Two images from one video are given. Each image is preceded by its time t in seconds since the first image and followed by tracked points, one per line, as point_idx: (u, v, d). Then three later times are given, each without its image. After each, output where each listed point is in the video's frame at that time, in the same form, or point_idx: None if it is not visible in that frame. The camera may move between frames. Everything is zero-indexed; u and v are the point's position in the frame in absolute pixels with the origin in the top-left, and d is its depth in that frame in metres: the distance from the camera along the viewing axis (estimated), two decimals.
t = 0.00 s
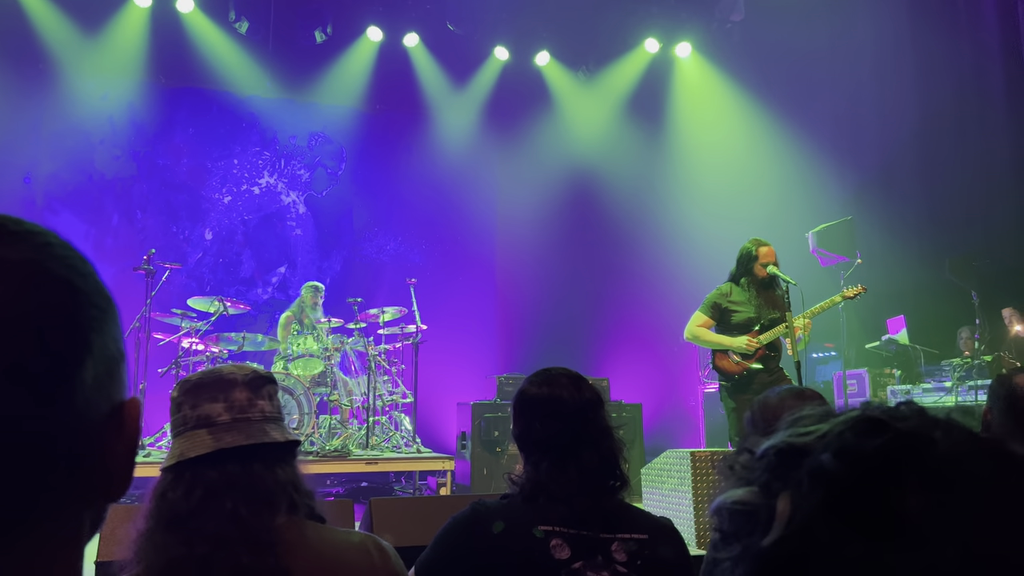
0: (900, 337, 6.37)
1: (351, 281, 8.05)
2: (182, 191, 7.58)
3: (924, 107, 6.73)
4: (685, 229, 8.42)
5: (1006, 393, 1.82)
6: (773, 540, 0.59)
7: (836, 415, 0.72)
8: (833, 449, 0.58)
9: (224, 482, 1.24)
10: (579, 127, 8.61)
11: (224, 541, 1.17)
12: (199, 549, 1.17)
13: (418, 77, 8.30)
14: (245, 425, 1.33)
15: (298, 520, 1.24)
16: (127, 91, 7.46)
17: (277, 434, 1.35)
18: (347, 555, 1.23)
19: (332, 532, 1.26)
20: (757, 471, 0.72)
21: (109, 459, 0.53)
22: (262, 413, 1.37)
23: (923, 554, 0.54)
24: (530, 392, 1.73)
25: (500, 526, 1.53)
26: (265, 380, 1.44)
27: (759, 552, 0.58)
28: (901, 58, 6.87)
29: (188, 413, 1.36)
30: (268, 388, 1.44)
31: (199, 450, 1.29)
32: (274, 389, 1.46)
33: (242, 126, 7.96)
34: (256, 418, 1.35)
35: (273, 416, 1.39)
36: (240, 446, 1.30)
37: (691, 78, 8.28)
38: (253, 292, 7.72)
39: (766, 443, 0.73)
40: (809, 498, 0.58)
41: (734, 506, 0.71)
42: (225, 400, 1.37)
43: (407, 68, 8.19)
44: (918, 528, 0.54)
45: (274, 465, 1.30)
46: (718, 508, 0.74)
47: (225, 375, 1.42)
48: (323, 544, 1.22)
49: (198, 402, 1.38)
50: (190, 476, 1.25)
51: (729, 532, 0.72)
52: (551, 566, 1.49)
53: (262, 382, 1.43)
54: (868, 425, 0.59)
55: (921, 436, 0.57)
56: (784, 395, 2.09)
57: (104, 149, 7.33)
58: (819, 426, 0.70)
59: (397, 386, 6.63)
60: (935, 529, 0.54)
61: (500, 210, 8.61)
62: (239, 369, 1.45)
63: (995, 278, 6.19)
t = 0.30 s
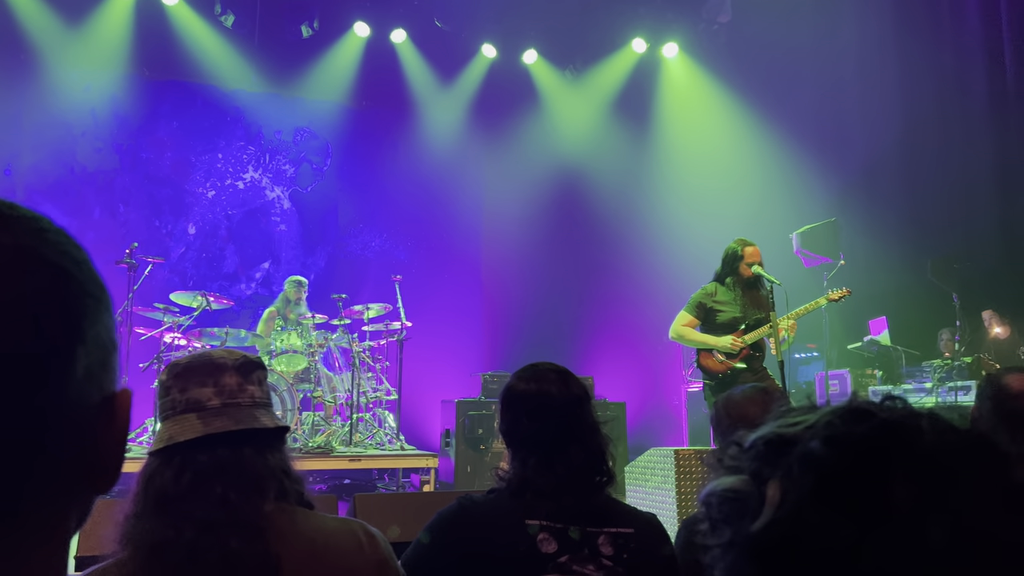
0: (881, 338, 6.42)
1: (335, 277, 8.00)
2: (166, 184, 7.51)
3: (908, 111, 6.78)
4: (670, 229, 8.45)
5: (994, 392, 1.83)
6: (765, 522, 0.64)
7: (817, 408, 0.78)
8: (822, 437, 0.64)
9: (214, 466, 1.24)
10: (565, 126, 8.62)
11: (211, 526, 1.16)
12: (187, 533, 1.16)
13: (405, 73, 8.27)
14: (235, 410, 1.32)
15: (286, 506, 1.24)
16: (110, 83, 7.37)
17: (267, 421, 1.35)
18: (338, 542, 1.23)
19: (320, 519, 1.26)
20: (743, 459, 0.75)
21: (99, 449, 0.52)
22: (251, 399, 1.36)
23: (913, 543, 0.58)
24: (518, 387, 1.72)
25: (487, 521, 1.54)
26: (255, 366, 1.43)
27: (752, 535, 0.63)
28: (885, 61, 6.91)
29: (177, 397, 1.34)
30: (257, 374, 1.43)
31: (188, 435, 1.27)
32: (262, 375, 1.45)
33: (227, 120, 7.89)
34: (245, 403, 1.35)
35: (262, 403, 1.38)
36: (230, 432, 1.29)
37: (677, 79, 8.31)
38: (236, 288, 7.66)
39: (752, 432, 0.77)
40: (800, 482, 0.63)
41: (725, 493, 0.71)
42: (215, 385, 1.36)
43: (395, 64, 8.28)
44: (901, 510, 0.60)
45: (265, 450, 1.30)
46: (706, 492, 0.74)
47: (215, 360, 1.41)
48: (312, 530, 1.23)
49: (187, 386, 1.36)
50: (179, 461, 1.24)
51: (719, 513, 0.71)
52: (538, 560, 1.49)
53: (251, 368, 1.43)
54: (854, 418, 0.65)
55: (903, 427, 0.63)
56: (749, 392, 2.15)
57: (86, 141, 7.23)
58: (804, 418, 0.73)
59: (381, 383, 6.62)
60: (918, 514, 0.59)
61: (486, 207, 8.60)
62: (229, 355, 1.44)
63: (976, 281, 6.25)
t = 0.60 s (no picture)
0: (858, 334, 6.48)
1: (315, 269, 7.94)
2: (143, 173, 7.40)
3: (888, 109, 6.83)
4: (650, 223, 8.49)
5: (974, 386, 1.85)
6: (759, 503, 0.64)
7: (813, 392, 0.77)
8: (818, 418, 0.64)
9: (214, 450, 1.23)
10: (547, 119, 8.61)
11: (206, 508, 1.15)
12: (183, 519, 1.14)
13: (386, 64, 8.20)
14: (238, 396, 1.34)
15: (284, 495, 1.24)
16: (86, 70, 7.23)
17: (268, 408, 1.36)
18: (335, 532, 1.23)
19: (319, 509, 1.26)
20: (739, 443, 0.74)
21: (93, 426, 0.50)
22: (254, 386, 1.37)
23: (905, 519, 0.58)
24: (502, 377, 1.71)
25: (472, 508, 1.53)
26: (257, 355, 1.45)
27: (747, 514, 0.64)
28: (866, 59, 6.96)
29: (181, 380, 1.36)
30: (261, 363, 1.45)
31: (188, 420, 1.27)
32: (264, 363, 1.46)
33: (205, 109, 7.78)
34: (248, 390, 1.36)
35: (265, 391, 1.40)
36: (231, 417, 1.29)
37: (659, 74, 8.32)
38: (214, 279, 7.58)
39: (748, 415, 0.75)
40: (795, 463, 0.63)
41: (720, 474, 0.73)
42: (218, 371, 1.37)
43: (376, 54, 8.20)
44: (895, 489, 0.59)
45: (264, 439, 1.30)
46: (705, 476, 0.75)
47: (218, 346, 1.42)
48: (308, 519, 1.22)
49: (190, 370, 1.37)
50: (178, 445, 1.23)
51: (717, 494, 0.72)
52: (522, 550, 1.49)
53: (256, 357, 1.44)
54: (850, 399, 0.65)
55: (897, 407, 0.63)
56: (720, 385, 2.15)
57: (60, 128, 7.09)
58: (799, 402, 0.73)
59: (360, 375, 6.60)
60: (912, 493, 0.59)
61: (467, 200, 8.58)
62: (234, 342, 1.46)
63: (952, 278, 6.32)
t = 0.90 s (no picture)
0: (832, 323, 6.55)
1: (290, 258, 7.86)
2: (113, 161, 7.27)
3: (862, 100, 6.89)
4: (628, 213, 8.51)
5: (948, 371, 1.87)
6: (742, 481, 0.63)
7: (792, 371, 0.77)
8: (799, 398, 0.63)
9: (205, 446, 1.20)
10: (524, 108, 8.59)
11: (195, 500, 1.13)
12: (170, 510, 1.12)
13: (362, 51, 8.12)
14: (231, 392, 1.30)
15: (275, 489, 1.22)
16: (55, 55, 7.08)
17: (262, 404, 1.33)
18: (326, 530, 1.20)
19: (311, 506, 1.24)
20: (719, 425, 0.73)
21: (68, 410, 0.48)
22: (248, 381, 1.34)
23: (889, 495, 0.59)
24: (483, 363, 1.70)
25: (451, 496, 1.52)
26: (253, 349, 1.42)
27: (730, 493, 0.63)
28: (841, 50, 7.01)
29: (174, 375, 1.33)
30: (257, 357, 1.41)
31: (180, 414, 1.24)
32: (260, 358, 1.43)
33: (178, 96, 7.66)
34: (242, 385, 1.33)
35: (260, 386, 1.36)
36: (224, 412, 1.26)
37: (636, 64, 8.33)
38: (187, 268, 7.47)
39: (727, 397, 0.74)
40: (777, 441, 0.62)
41: (704, 456, 0.71)
42: (212, 366, 1.34)
43: (352, 41, 8.07)
44: (877, 467, 0.60)
45: (256, 433, 1.27)
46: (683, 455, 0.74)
47: (212, 342, 1.39)
48: (299, 516, 1.20)
49: (184, 365, 1.34)
50: (168, 438, 1.22)
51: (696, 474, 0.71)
52: (506, 534, 1.50)
53: (252, 352, 1.41)
54: (830, 379, 0.65)
55: (876, 387, 0.63)
56: (703, 372, 2.15)
57: (28, 114, 6.94)
58: (779, 383, 0.72)
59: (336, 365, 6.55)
60: (894, 471, 0.60)
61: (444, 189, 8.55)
62: (229, 338, 1.42)
63: (924, 267, 6.40)
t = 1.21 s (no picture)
0: (812, 314, 6.60)
1: (269, 251, 7.80)
2: (89, 154, 7.17)
3: (840, 93, 6.94)
4: (608, 205, 8.54)
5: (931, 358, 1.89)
6: (728, 468, 0.63)
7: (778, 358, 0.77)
8: (785, 384, 0.63)
9: (200, 433, 1.19)
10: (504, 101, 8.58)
11: (190, 487, 1.12)
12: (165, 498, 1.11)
13: (342, 43, 8.06)
14: (223, 378, 1.27)
15: (269, 477, 1.21)
16: (29, 46, 6.95)
17: (254, 391, 1.29)
18: (318, 521, 1.19)
19: (303, 494, 1.22)
20: (706, 413, 0.73)
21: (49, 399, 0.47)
22: (241, 368, 1.30)
23: (873, 480, 0.58)
24: (467, 355, 1.68)
25: (435, 488, 1.52)
26: (247, 333, 1.36)
27: (717, 479, 0.63)
28: (820, 43, 7.06)
29: (165, 358, 1.29)
30: (251, 343, 1.36)
31: (168, 401, 1.22)
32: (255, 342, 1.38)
33: (154, 88, 7.57)
34: (235, 372, 1.28)
35: (253, 373, 1.32)
36: (214, 400, 1.23)
37: (617, 56, 8.32)
38: (165, 262, 7.40)
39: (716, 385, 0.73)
40: (762, 429, 0.63)
41: (690, 439, 0.70)
42: (203, 350, 1.29)
43: (331, 33, 7.96)
44: (860, 449, 0.59)
45: (250, 421, 1.26)
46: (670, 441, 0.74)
47: (204, 324, 1.34)
48: (291, 503, 1.18)
49: (175, 349, 1.30)
50: (161, 425, 1.20)
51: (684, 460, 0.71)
52: (488, 527, 1.49)
53: (246, 338, 1.35)
54: (814, 364, 0.65)
55: (862, 372, 0.63)
56: (700, 360, 2.15)
57: (1, 107, 6.81)
58: (766, 370, 0.72)
59: (318, 359, 6.53)
60: (876, 454, 0.59)
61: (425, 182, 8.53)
62: (223, 320, 1.36)
63: (901, 258, 6.47)
